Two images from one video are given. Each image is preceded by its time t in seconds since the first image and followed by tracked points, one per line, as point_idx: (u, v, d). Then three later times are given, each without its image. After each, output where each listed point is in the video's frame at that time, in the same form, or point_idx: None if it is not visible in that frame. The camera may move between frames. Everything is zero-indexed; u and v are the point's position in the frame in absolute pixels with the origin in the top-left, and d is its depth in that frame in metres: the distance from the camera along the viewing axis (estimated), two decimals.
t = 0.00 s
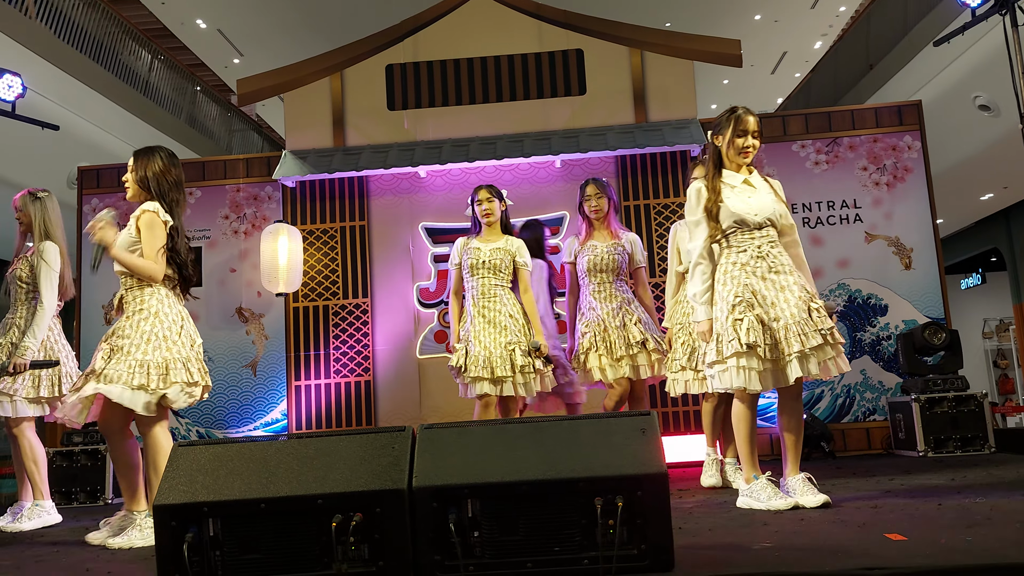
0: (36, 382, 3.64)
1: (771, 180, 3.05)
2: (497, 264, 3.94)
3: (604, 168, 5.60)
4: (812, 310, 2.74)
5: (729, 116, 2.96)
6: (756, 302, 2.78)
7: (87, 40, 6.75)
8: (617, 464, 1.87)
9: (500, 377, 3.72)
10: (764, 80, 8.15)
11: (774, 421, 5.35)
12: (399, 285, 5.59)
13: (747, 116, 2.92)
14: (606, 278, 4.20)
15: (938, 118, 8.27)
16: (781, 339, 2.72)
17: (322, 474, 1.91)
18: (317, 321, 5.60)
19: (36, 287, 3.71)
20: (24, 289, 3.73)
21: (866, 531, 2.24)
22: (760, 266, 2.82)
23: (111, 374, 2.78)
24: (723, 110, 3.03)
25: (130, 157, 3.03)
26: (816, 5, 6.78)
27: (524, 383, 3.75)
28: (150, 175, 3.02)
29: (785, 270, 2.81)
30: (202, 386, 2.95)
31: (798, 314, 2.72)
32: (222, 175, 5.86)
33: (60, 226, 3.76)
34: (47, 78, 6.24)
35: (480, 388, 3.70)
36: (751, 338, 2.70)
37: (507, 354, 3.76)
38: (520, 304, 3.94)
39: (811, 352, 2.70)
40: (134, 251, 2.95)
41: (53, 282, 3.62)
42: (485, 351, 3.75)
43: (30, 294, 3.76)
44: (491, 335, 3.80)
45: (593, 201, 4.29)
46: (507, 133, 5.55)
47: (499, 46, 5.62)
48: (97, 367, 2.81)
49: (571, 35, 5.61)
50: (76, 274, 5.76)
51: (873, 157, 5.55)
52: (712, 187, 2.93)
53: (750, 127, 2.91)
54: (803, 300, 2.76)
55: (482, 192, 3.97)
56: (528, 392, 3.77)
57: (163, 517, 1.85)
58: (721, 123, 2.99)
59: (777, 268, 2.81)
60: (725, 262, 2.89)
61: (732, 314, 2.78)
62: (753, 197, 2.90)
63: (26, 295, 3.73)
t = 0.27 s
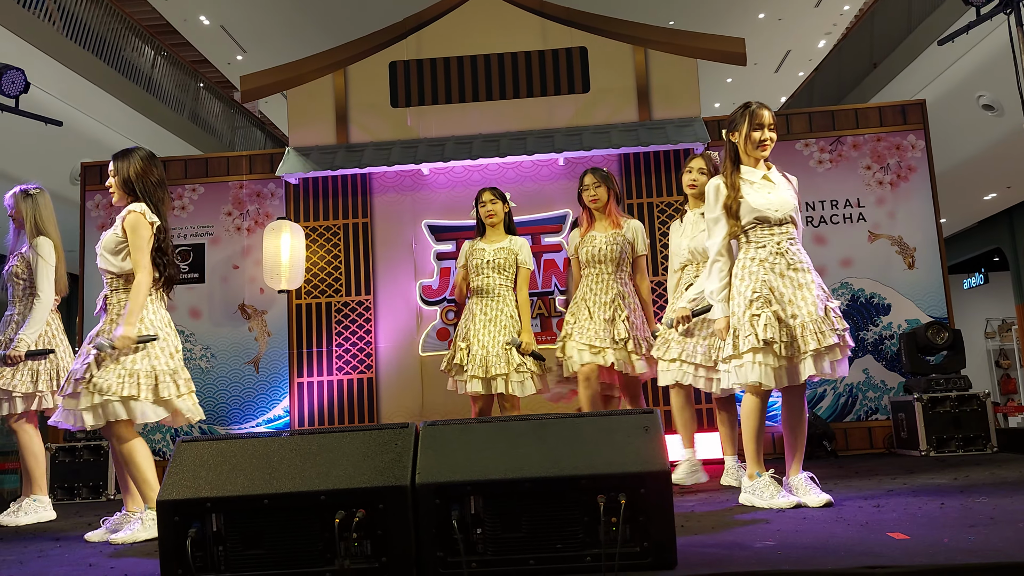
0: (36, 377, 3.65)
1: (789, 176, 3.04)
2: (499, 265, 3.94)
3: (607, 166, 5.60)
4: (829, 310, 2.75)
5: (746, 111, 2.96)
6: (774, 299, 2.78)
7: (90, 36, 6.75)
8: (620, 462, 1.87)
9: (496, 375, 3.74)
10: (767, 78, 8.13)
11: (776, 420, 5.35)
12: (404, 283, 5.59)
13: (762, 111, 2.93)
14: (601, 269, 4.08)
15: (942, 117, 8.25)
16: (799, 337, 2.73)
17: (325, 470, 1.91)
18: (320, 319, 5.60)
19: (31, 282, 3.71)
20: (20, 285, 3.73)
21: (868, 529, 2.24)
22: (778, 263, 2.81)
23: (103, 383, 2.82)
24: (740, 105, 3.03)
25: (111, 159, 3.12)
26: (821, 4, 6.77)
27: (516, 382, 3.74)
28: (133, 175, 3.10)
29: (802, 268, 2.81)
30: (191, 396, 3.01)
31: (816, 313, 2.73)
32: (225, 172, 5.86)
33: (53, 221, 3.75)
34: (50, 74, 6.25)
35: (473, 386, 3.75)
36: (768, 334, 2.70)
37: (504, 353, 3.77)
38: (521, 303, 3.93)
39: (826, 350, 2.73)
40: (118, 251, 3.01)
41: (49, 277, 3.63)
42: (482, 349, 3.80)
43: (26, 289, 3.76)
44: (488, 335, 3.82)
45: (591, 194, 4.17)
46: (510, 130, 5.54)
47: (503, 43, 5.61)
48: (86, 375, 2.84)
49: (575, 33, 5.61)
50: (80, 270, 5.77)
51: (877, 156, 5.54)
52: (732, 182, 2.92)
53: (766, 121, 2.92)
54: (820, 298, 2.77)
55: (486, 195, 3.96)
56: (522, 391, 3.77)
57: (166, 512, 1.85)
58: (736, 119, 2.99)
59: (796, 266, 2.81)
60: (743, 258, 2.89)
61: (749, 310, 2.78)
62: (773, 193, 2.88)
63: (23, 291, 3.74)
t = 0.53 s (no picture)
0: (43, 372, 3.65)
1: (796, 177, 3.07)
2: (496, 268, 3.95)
3: (611, 164, 5.60)
4: (845, 311, 2.78)
5: (758, 111, 2.97)
6: (793, 299, 2.77)
7: (96, 33, 6.76)
8: (624, 459, 1.87)
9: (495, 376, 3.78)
10: (772, 77, 8.10)
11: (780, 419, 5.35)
12: (408, 280, 5.60)
13: (773, 111, 2.95)
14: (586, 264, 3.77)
15: (947, 116, 8.22)
16: (819, 336, 2.73)
17: (330, 466, 1.91)
18: (325, 316, 5.61)
19: (38, 278, 3.72)
20: (27, 282, 3.74)
21: (873, 528, 2.24)
22: (794, 264, 2.82)
23: (89, 374, 2.84)
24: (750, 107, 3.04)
25: (104, 156, 3.11)
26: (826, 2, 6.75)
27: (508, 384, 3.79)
28: (127, 173, 3.11)
29: (816, 268, 2.82)
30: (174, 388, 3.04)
31: (834, 314, 2.75)
32: (230, 168, 5.87)
33: (61, 218, 3.77)
34: (55, 70, 6.26)
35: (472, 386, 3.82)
36: (794, 333, 2.68)
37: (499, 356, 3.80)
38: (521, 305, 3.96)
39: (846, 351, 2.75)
40: (115, 247, 3.02)
41: (54, 273, 3.64)
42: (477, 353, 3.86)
43: (33, 286, 3.77)
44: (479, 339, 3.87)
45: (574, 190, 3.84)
46: (515, 128, 5.54)
47: (507, 42, 5.61)
48: (76, 366, 2.86)
49: (580, 31, 5.61)
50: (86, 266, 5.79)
51: (882, 155, 5.53)
52: (745, 181, 2.92)
53: (778, 121, 2.94)
54: (835, 300, 2.80)
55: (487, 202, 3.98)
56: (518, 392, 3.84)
57: (171, 508, 1.86)
58: (748, 119, 3.01)
59: (811, 266, 2.82)
60: (760, 258, 2.88)
61: (770, 311, 2.77)
62: (786, 193, 2.89)
63: (30, 288, 3.75)
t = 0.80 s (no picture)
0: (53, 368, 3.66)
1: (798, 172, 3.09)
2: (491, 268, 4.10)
3: (616, 162, 5.59)
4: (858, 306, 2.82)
5: (765, 107, 2.97)
6: (811, 294, 2.78)
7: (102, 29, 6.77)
8: (628, 457, 1.87)
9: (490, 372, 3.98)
10: (777, 75, 8.07)
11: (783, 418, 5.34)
12: (413, 277, 5.60)
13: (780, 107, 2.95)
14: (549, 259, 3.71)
15: (954, 115, 8.19)
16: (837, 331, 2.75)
17: (334, 462, 1.92)
18: (329, 312, 5.61)
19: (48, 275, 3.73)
20: (37, 278, 3.76)
21: (876, 527, 2.24)
22: (808, 259, 2.83)
23: (111, 369, 2.87)
24: (755, 103, 3.04)
25: (106, 152, 3.11)
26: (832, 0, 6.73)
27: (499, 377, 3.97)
28: (131, 168, 3.11)
29: (827, 263, 2.85)
30: (191, 378, 3.05)
31: (849, 308, 2.77)
32: (235, 164, 5.88)
33: (70, 214, 3.79)
34: (61, 66, 6.28)
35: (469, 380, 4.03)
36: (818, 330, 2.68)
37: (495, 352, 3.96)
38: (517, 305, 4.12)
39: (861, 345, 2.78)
40: (123, 242, 3.03)
41: (63, 268, 3.65)
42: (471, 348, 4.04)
43: (43, 282, 3.78)
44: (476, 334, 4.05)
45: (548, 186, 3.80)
46: (519, 126, 5.53)
47: (512, 39, 5.61)
48: (97, 362, 2.90)
49: (585, 28, 5.60)
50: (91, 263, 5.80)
51: (888, 153, 5.52)
52: (756, 174, 2.91)
53: (787, 116, 2.94)
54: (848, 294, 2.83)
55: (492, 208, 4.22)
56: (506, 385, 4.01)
57: (176, 502, 1.86)
58: (754, 115, 3.01)
59: (823, 260, 2.85)
60: (775, 253, 2.87)
61: (790, 307, 2.76)
62: (796, 187, 2.91)
63: (40, 284, 3.77)
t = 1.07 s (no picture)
0: (62, 365, 3.68)
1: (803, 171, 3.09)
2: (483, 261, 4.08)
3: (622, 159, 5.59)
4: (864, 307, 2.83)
5: (771, 106, 2.96)
6: (818, 294, 2.79)
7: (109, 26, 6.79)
8: (633, 454, 1.87)
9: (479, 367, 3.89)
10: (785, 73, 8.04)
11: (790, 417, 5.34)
12: (419, 274, 5.61)
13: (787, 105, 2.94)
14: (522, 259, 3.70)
15: (962, 112, 8.15)
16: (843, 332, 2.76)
17: (340, 459, 1.92)
18: (335, 309, 5.63)
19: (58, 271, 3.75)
20: (47, 274, 3.78)
21: (882, 526, 2.24)
22: (815, 259, 2.83)
23: (121, 365, 2.88)
24: (760, 102, 3.04)
25: (113, 149, 3.13)
26: None
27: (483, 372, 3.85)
28: (138, 165, 3.13)
29: (834, 262, 2.85)
30: (202, 376, 3.07)
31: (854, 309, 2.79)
32: (241, 162, 5.89)
33: (79, 211, 3.80)
34: (69, 63, 6.30)
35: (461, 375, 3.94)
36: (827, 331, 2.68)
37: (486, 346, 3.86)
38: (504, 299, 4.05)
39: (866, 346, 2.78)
40: (133, 238, 3.05)
41: (73, 265, 3.67)
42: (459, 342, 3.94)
43: (53, 278, 3.81)
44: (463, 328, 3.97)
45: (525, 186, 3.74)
46: (525, 123, 5.53)
47: (519, 36, 5.61)
48: (108, 359, 2.91)
49: (592, 25, 5.59)
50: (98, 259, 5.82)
51: (895, 151, 5.50)
52: (762, 173, 2.90)
53: (793, 114, 2.93)
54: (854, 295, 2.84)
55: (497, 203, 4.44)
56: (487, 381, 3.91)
57: (184, 497, 1.87)
58: (760, 114, 3.00)
59: (829, 259, 2.86)
60: (782, 252, 2.86)
61: (797, 307, 2.75)
62: (802, 187, 2.91)
63: (50, 281, 3.78)
